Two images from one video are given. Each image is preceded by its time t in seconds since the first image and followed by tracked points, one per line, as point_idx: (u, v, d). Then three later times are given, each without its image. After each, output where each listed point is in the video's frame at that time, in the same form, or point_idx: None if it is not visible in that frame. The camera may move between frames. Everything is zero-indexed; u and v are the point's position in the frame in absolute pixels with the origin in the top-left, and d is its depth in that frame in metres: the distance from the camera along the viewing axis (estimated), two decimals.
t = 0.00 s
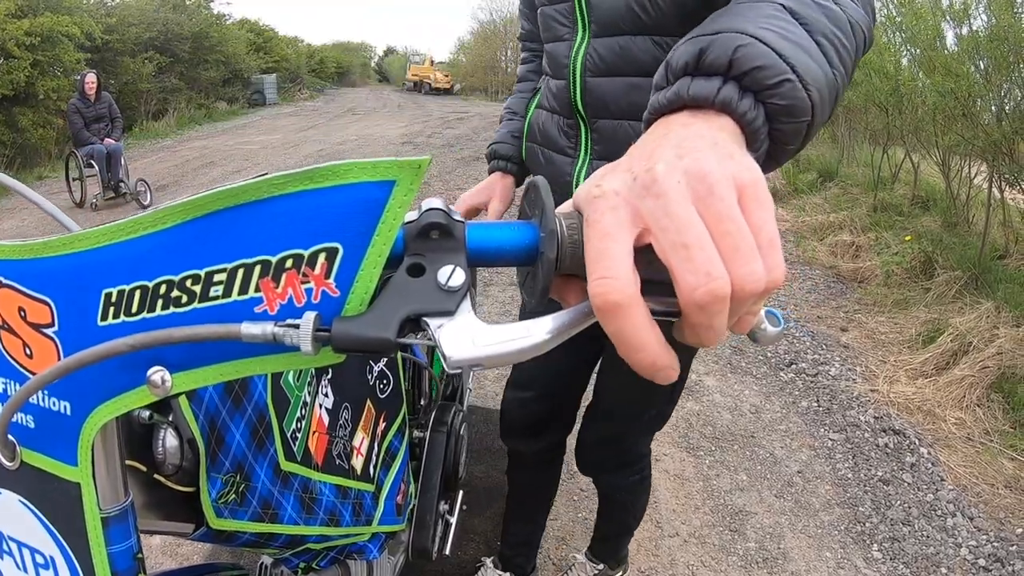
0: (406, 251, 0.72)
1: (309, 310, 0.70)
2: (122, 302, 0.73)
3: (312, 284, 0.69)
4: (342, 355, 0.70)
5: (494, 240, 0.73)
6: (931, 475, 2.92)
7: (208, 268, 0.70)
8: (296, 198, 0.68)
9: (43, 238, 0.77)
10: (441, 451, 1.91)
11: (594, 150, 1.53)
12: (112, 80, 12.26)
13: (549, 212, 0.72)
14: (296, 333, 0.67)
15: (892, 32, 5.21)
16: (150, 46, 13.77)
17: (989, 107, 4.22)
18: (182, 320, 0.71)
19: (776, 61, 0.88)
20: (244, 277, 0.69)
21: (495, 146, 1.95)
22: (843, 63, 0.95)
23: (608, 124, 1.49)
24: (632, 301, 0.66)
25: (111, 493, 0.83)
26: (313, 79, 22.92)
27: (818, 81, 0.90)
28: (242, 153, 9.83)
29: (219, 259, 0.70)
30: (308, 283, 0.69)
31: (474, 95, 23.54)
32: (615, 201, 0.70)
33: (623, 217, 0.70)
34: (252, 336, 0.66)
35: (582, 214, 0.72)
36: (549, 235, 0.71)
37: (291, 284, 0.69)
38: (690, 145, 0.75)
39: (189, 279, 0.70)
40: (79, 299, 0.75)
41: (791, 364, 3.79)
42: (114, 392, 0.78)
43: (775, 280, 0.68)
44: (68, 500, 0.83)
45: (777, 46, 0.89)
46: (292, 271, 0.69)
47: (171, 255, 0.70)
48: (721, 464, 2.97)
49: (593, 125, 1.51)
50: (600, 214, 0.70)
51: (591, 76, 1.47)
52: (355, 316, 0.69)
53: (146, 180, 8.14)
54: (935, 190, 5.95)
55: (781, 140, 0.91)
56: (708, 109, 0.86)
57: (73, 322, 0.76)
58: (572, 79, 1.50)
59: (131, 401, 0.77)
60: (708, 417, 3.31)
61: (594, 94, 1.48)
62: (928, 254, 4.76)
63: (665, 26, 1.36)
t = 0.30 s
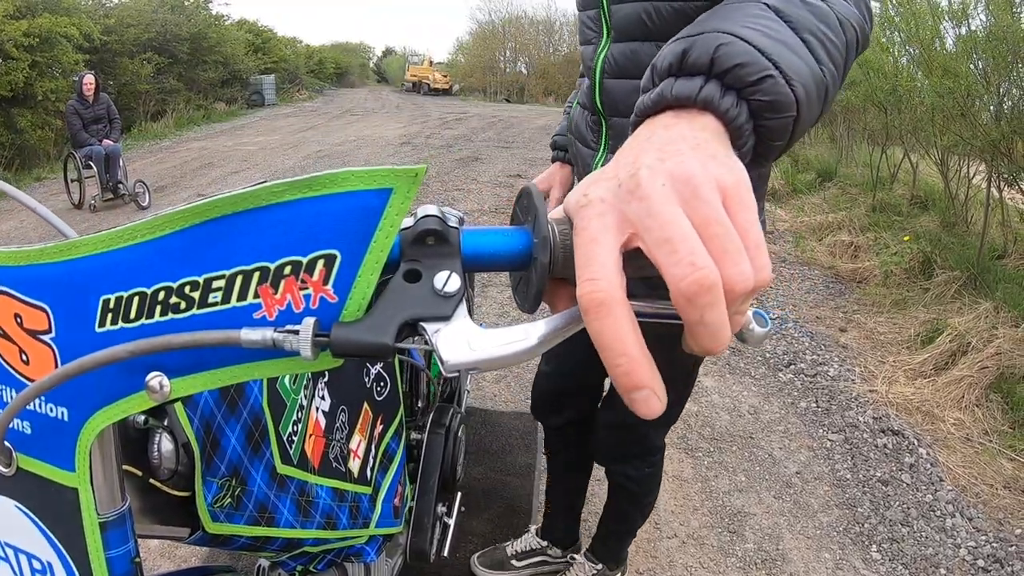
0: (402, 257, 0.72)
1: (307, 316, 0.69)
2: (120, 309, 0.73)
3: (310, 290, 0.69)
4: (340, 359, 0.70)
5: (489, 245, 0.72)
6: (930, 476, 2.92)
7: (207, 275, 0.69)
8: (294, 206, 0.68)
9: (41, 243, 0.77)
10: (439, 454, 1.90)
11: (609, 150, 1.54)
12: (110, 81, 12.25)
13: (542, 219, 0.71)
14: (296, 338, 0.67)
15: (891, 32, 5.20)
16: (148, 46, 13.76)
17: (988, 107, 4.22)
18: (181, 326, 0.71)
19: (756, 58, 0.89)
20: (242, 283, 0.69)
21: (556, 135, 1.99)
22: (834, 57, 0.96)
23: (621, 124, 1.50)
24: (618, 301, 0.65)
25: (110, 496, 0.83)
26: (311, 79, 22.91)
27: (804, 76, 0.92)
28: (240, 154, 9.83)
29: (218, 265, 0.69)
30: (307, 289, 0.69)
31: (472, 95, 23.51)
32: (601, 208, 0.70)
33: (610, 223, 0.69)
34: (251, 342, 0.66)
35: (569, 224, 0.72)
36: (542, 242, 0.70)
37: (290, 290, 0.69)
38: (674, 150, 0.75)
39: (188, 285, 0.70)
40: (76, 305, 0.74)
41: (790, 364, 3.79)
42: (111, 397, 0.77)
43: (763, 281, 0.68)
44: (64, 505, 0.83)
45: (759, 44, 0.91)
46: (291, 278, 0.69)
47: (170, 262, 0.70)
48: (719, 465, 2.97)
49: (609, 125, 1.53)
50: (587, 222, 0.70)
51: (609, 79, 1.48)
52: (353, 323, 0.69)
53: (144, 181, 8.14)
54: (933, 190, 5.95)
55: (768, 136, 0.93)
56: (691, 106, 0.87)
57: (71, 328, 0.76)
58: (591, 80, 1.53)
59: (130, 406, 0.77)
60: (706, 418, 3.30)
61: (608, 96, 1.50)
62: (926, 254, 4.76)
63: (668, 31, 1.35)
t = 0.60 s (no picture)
0: (388, 262, 0.78)
1: (290, 324, 0.74)
2: (105, 316, 0.76)
3: (293, 298, 0.73)
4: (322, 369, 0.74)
5: (479, 250, 0.79)
6: (930, 477, 2.91)
7: (189, 283, 0.74)
8: (277, 213, 0.73)
9: (28, 250, 0.79)
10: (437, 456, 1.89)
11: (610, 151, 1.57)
12: (109, 82, 12.24)
13: (533, 223, 0.77)
14: (276, 347, 0.71)
15: (891, 33, 5.19)
16: (147, 46, 13.74)
17: (988, 107, 4.22)
18: (166, 334, 0.75)
19: (727, 30, 0.93)
20: (224, 291, 0.73)
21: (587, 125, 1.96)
22: (805, 31, 1.01)
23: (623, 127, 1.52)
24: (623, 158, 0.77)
25: (98, 504, 0.82)
26: (310, 79, 22.89)
27: (775, 48, 0.97)
28: (239, 154, 9.81)
29: (200, 273, 0.73)
30: (289, 297, 0.73)
31: (472, 96, 23.47)
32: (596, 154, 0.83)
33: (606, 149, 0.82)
34: (230, 351, 0.70)
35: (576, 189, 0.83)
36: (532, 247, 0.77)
37: (272, 299, 0.73)
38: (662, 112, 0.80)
39: (170, 293, 0.74)
40: (63, 313, 0.77)
41: (789, 365, 3.79)
42: (95, 406, 0.78)
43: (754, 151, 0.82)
44: (53, 513, 0.82)
45: (732, 19, 0.95)
46: (272, 286, 0.73)
47: (154, 270, 0.74)
48: (718, 467, 2.97)
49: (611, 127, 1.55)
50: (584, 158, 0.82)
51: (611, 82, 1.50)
52: (335, 332, 0.73)
53: (143, 182, 8.12)
54: (933, 191, 5.94)
55: (748, 103, 0.97)
56: (669, 79, 0.89)
57: (58, 335, 0.78)
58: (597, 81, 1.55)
59: (116, 415, 0.78)
60: (705, 419, 3.30)
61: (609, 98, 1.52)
62: (926, 255, 4.76)
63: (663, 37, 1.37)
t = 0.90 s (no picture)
0: (396, 259, 0.78)
1: (298, 320, 0.73)
2: (107, 313, 0.75)
3: (301, 294, 0.73)
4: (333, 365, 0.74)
5: (487, 247, 0.78)
6: (930, 477, 2.91)
7: (195, 279, 0.73)
8: (285, 208, 0.72)
9: (26, 247, 0.78)
10: (436, 457, 1.89)
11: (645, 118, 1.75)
12: (108, 82, 12.23)
13: (539, 220, 0.76)
14: (286, 343, 0.71)
15: (890, 33, 5.18)
16: (146, 47, 13.75)
17: (987, 107, 4.22)
18: (171, 330, 0.74)
19: (660, 133, 1.14)
20: (232, 287, 0.73)
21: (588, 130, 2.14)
22: (720, 132, 1.22)
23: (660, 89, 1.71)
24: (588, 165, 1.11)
25: (97, 505, 0.82)
26: (310, 80, 22.89)
27: (688, 141, 1.17)
28: (238, 154, 9.81)
29: (207, 269, 0.73)
30: (297, 293, 0.73)
31: (471, 96, 23.45)
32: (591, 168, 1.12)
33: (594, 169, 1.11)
34: (240, 348, 0.70)
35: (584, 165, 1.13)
36: (539, 243, 0.75)
37: (281, 295, 0.73)
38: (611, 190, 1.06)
39: (176, 289, 0.73)
40: (65, 310, 0.77)
41: (789, 365, 3.79)
42: (98, 404, 0.77)
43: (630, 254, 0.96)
44: (52, 515, 0.81)
45: (663, 124, 1.15)
46: (280, 282, 0.73)
47: (160, 266, 0.73)
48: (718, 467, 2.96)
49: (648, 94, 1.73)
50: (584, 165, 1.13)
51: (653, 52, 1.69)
52: (345, 328, 0.73)
53: (142, 182, 8.12)
54: (932, 190, 5.94)
55: (666, 184, 1.18)
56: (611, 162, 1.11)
57: (59, 333, 0.78)
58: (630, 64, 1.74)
59: (119, 414, 0.77)
60: (705, 419, 3.29)
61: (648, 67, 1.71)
62: (925, 255, 4.76)
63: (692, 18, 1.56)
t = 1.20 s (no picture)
0: (380, 265, 0.79)
1: (276, 329, 0.75)
2: (84, 320, 0.76)
3: (280, 302, 0.75)
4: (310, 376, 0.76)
5: (476, 253, 0.81)
6: (930, 478, 2.89)
7: (172, 286, 0.74)
8: (262, 212, 0.73)
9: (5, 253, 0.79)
10: (433, 461, 1.87)
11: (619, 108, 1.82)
12: (107, 83, 12.21)
13: (530, 226, 0.79)
14: (262, 354, 0.73)
15: (889, 32, 5.17)
16: (144, 47, 13.73)
17: (987, 106, 4.21)
18: (148, 338, 0.75)
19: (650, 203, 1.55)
20: (209, 295, 0.74)
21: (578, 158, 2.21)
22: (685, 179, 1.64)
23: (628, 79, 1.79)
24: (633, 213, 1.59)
25: (81, 515, 0.81)
26: (309, 80, 22.87)
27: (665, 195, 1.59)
28: (237, 155, 9.79)
29: (184, 276, 0.74)
30: (276, 301, 0.74)
31: (470, 96, 23.41)
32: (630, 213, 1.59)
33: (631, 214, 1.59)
34: (215, 357, 0.71)
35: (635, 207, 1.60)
36: (530, 248, 0.78)
37: (258, 302, 0.74)
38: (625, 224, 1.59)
39: (153, 297, 0.74)
40: (42, 317, 0.77)
41: (789, 366, 3.77)
42: (73, 415, 0.77)
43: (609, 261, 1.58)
44: (34, 525, 0.80)
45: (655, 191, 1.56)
46: (258, 289, 0.74)
47: (137, 273, 0.74)
48: (718, 469, 2.95)
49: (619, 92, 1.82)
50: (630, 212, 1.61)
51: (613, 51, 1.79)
52: (326, 338, 0.75)
53: (140, 182, 8.10)
54: (932, 190, 5.92)
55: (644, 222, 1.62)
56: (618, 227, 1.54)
57: (36, 340, 0.78)
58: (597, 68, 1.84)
59: (95, 425, 0.76)
60: (704, 421, 3.28)
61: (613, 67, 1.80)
62: (925, 255, 4.74)
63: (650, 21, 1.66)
